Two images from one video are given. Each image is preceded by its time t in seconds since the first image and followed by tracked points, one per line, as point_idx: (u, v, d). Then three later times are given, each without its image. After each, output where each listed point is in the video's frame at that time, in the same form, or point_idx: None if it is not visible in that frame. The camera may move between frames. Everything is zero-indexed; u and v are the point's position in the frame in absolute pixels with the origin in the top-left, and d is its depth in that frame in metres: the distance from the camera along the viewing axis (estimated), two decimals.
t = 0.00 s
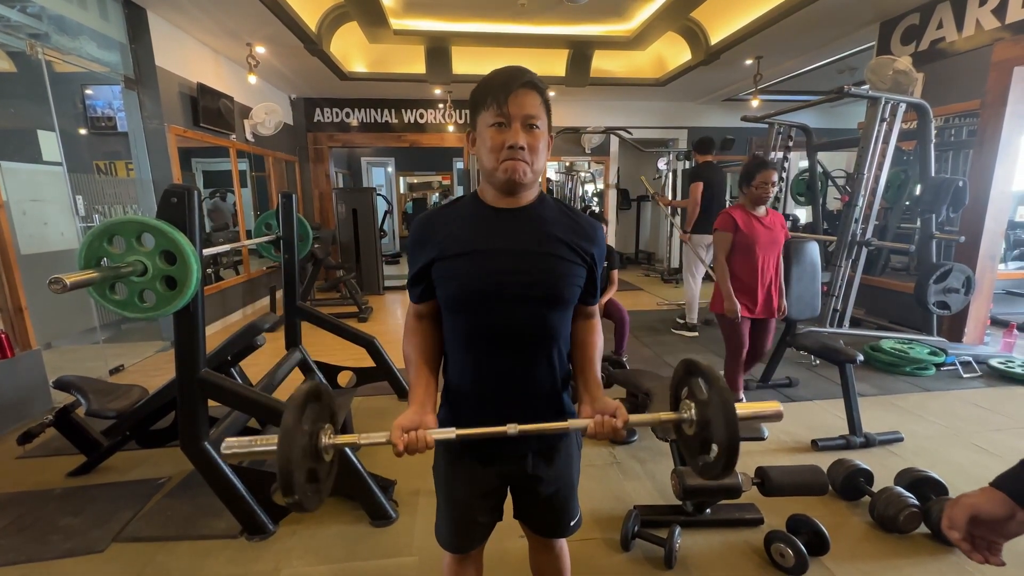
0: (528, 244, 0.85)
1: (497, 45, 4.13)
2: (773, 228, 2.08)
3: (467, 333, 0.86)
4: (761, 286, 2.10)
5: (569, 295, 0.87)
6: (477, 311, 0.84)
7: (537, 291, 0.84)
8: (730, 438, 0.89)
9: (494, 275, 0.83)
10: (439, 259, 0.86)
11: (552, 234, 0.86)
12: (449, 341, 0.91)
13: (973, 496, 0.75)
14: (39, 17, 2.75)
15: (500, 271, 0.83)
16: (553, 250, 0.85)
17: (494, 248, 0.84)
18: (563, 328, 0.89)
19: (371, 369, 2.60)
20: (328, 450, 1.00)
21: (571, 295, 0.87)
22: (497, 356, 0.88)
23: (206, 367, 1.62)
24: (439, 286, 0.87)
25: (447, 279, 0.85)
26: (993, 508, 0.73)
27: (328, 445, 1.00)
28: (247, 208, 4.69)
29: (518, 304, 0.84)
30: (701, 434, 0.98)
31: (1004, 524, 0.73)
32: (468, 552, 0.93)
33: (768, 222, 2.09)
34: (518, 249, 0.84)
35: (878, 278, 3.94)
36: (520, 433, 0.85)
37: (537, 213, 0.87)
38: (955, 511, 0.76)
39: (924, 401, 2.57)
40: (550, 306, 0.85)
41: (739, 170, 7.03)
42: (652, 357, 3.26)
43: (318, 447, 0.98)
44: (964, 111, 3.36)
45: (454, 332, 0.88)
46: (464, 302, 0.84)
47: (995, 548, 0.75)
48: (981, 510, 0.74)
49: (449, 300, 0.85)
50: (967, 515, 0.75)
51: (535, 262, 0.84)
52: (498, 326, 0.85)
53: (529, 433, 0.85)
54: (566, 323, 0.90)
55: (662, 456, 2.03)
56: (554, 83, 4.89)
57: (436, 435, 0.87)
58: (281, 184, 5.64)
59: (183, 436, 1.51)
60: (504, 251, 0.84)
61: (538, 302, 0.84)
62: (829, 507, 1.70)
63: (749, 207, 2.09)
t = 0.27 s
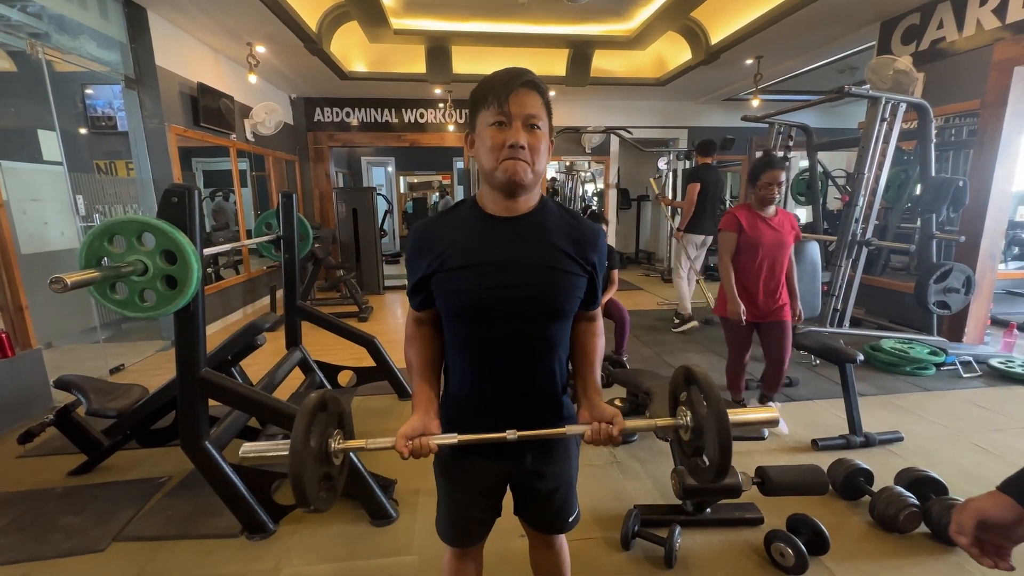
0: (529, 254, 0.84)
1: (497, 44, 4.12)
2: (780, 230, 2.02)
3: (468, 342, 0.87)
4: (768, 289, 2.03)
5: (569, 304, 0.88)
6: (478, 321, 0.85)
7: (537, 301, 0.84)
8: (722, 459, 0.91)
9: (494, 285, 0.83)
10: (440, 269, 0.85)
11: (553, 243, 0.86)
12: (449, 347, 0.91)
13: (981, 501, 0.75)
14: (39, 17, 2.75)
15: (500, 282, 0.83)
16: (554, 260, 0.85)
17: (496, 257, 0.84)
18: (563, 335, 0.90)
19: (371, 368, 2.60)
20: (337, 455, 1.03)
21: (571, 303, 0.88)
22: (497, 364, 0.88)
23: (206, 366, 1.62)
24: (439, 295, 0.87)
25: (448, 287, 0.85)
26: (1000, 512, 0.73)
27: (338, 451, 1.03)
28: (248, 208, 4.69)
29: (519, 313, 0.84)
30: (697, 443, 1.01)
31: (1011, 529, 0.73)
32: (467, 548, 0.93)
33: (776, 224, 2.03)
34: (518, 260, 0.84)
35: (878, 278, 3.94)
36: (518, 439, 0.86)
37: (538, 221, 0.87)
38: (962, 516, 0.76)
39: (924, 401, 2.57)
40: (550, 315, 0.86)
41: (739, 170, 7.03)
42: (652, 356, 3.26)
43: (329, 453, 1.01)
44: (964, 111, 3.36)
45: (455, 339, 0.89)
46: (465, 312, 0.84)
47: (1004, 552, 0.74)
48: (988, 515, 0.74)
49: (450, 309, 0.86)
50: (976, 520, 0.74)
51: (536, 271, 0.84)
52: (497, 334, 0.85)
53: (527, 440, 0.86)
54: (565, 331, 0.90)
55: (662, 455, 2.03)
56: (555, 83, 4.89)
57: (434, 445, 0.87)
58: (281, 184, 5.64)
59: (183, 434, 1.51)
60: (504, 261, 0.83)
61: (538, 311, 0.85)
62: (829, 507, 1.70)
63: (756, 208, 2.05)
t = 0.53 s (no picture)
0: (525, 236, 0.85)
1: (496, 43, 4.12)
2: (788, 230, 1.95)
3: (465, 325, 0.86)
4: (772, 291, 1.97)
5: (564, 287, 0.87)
6: (474, 304, 0.85)
7: (533, 284, 0.84)
8: (763, 426, 0.86)
9: (489, 267, 0.84)
10: (441, 254, 0.87)
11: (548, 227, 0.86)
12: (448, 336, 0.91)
13: (983, 501, 0.75)
14: (38, 15, 2.74)
15: (496, 263, 0.84)
16: (549, 242, 0.85)
17: (492, 239, 0.85)
18: (561, 321, 0.89)
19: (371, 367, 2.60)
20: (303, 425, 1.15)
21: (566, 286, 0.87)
22: (495, 350, 0.88)
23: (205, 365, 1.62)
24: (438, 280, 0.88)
25: (448, 266, 0.86)
26: (1002, 512, 0.73)
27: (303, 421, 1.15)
28: (247, 207, 4.69)
29: (515, 293, 0.84)
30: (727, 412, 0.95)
31: (1010, 528, 0.73)
32: (466, 547, 0.93)
33: (785, 224, 1.97)
34: (513, 242, 0.84)
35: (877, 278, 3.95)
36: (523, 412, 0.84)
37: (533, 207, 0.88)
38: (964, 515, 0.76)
39: (923, 400, 2.57)
40: (547, 297, 0.85)
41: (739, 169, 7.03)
42: (652, 356, 3.26)
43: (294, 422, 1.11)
44: (964, 110, 3.37)
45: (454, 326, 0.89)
46: (461, 295, 0.85)
47: (1005, 552, 0.75)
48: (990, 515, 0.74)
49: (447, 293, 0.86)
50: (977, 519, 0.74)
51: (531, 252, 0.84)
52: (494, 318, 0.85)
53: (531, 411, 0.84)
54: (561, 314, 0.89)
55: (661, 454, 2.03)
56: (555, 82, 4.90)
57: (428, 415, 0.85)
58: (281, 183, 5.64)
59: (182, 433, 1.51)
60: (499, 243, 0.84)
61: (535, 292, 0.84)
62: (828, 506, 1.70)
63: (767, 208, 2.01)
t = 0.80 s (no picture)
0: (520, 224, 0.87)
1: (495, 42, 4.11)
2: (801, 231, 1.91)
3: (465, 310, 0.86)
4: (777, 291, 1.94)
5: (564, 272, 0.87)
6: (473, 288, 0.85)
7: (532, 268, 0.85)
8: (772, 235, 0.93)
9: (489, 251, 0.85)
10: (439, 243, 0.89)
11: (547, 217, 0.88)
12: (447, 330, 0.89)
13: (987, 501, 0.75)
14: (35, 13, 2.72)
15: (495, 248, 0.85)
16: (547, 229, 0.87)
17: (488, 228, 0.87)
18: (562, 310, 0.88)
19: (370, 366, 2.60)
20: (286, 297, 1.01)
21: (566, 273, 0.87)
22: (494, 339, 0.86)
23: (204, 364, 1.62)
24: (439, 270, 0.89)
25: (445, 255, 0.88)
26: (1003, 512, 0.73)
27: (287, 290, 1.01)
28: (246, 206, 4.68)
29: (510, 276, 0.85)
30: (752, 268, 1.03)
31: (1013, 529, 0.73)
32: (466, 548, 0.93)
33: (798, 224, 1.93)
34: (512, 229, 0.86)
35: (875, 277, 3.96)
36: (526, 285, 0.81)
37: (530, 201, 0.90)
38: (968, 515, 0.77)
39: (921, 399, 2.58)
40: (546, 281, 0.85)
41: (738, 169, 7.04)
42: (651, 355, 3.27)
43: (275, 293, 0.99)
44: (963, 110, 3.37)
45: (453, 318, 0.87)
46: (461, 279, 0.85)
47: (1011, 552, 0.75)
48: (991, 515, 0.74)
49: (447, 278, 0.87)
50: (978, 520, 0.75)
51: (530, 237, 0.86)
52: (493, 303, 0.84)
53: (534, 282, 0.81)
54: (561, 298, 0.87)
55: (660, 453, 2.04)
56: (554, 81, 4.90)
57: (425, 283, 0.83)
58: (279, 182, 5.63)
59: (181, 432, 1.51)
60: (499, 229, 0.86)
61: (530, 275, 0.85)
62: (827, 505, 1.70)
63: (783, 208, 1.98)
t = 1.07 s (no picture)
0: (520, 229, 0.86)
1: (494, 42, 4.11)
2: (806, 233, 1.90)
3: (464, 313, 0.85)
4: (776, 296, 1.94)
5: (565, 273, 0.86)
6: (472, 291, 0.84)
7: (532, 271, 0.84)
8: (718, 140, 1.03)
9: (488, 252, 0.84)
10: (436, 246, 0.87)
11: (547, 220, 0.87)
12: (445, 333, 0.89)
13: (987, 502, 0.75)
14: (33, 12, 2.68)
15: (496, 250, 0.84)
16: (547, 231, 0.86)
17: (487, 231, 0.86)
18: (562, 313, 0.87)
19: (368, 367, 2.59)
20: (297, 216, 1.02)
21: (567, 276, 0.86)
22: (493, 343, 0.85)
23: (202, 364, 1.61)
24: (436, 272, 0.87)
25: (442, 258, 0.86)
26: (1004, 514, 0.73)
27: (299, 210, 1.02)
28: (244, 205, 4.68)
29: (510, 282, 0.83)
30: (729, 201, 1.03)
31: (1012, 529, 0.74)
32: (464, 554, 0.93)
33: (802, 228, 1.91)
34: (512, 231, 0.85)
35: (873, 277, 3.97)
36: (519, 211, 0.88)
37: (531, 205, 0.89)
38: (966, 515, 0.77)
39: (918, 400, 2.58)
40: (546, 284, 0.84)
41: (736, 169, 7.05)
42: (649, 355, 3.27)
43: (288, 212, 1.00)
44: (961, 111, 3.38)
45: (452, 321, 0.87)
46: (459, 281, 0.84)
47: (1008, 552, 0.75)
48: (992, 517, 0.74)
49: (445, 278, 0.85)
50: (978, 520, 0.75)
51: (530, 239, 0.85)
52: (493, 306, 0.83)
53: (526, 207, 0.87)
54: (562, 300, 0.86)
55: (659, 454, 2.04)
56: (553, 81, 4.90)
57: (422, 200, 0.81)
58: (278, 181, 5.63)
59: (179, 433, 1.50)
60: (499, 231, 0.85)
61: (531, 281, 0.84)
62: (825, 506, 1.71)
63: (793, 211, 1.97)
